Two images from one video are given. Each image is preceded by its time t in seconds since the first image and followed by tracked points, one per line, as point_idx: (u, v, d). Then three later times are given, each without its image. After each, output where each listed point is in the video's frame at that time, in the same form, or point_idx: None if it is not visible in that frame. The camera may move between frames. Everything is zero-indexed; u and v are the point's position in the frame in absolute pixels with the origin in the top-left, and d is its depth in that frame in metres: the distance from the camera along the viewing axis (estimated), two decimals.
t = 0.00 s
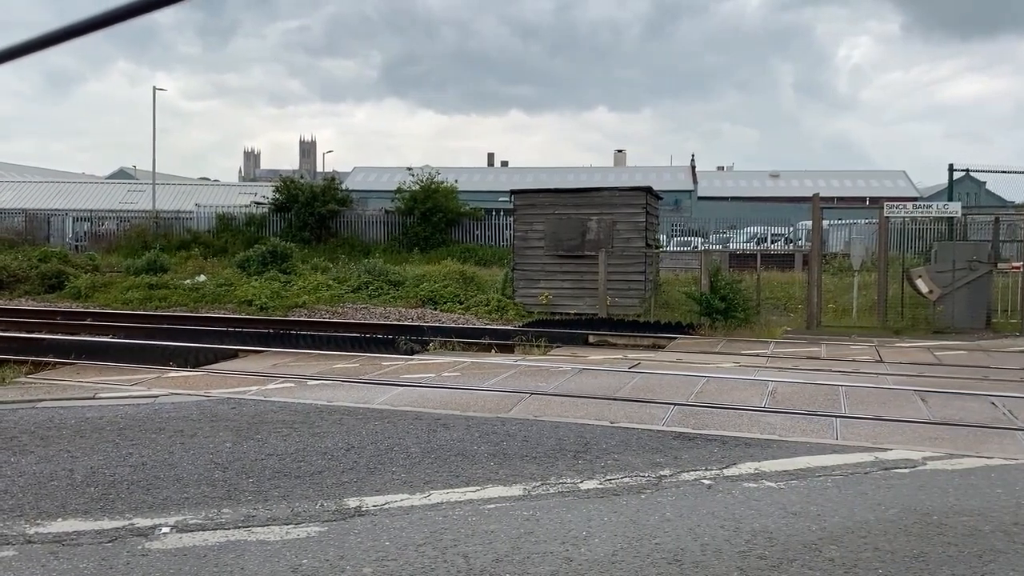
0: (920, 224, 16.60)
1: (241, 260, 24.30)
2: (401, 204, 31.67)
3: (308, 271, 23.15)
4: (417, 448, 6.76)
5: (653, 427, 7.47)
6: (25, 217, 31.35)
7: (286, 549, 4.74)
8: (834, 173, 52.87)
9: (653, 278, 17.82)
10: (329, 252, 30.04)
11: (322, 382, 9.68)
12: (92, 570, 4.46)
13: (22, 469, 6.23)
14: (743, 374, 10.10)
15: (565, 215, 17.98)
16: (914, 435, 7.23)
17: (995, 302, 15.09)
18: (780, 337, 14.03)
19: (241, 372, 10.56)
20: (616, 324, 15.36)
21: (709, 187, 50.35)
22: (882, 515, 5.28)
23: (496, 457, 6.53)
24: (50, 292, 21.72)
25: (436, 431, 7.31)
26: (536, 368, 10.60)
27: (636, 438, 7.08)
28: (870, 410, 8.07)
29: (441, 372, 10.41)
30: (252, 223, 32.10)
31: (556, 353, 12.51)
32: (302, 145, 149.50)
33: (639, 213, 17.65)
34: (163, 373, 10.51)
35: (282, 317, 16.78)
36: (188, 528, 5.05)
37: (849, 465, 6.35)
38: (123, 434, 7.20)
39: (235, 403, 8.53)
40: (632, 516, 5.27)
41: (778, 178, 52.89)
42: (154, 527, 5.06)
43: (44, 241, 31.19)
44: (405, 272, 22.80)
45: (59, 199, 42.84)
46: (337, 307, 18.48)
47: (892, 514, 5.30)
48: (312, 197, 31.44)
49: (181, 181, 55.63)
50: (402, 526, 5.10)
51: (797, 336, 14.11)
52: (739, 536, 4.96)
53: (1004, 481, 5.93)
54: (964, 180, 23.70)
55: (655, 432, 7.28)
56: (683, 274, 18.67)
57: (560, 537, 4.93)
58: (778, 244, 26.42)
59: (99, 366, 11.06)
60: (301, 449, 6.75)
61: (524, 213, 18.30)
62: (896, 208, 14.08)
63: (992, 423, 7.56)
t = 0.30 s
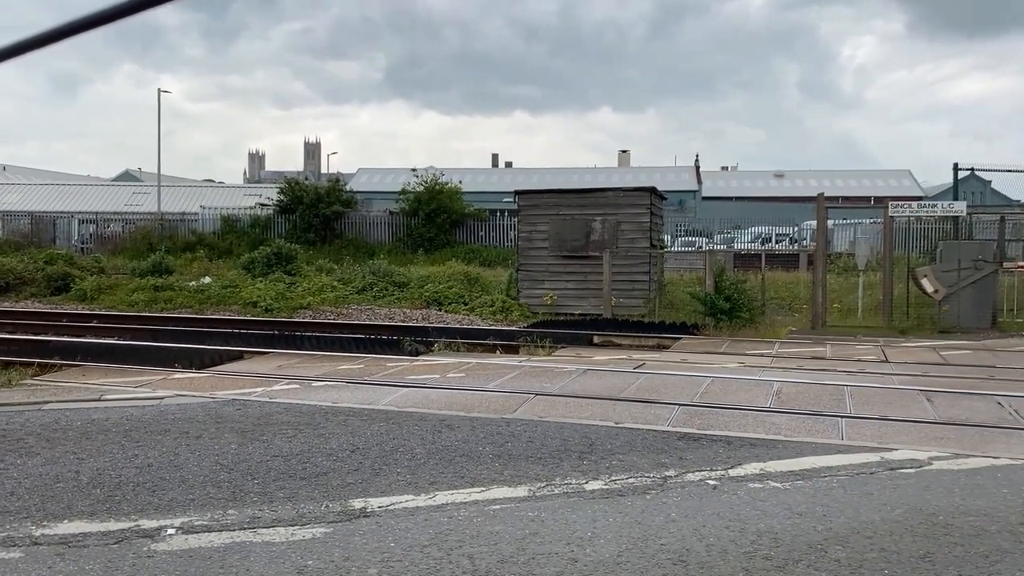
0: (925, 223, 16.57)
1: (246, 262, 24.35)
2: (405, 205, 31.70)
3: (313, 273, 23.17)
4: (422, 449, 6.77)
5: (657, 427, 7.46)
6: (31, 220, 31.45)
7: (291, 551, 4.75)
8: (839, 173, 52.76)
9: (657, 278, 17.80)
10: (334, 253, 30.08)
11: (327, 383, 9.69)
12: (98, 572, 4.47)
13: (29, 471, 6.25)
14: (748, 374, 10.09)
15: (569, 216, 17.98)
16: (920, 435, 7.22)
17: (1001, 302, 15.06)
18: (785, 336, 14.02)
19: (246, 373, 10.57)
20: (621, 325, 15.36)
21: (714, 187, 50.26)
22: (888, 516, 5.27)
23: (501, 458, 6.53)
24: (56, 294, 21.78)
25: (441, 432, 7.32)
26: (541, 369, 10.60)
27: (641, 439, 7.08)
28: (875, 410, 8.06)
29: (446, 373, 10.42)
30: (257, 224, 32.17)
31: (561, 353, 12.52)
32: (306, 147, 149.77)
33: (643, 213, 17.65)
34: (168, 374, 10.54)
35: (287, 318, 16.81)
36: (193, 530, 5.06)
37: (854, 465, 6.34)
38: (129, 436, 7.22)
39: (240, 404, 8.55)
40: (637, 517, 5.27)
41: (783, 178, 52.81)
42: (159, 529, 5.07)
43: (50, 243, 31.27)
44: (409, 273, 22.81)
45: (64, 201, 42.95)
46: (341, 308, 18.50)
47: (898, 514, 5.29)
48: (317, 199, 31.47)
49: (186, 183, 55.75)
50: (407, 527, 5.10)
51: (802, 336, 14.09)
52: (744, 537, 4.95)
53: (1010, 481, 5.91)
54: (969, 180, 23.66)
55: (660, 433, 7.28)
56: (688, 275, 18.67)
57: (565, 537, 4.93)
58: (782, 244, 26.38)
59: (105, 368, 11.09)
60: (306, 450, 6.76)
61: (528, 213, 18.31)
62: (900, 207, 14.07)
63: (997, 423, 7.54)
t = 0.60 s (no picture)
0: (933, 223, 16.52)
1: (252, 264, 24.39)
2: (412, 207, 31.75)
3: (319, 275, 23.21)
4: (428, 451, 6.77)
5: (664, 428, 7.46)
6: (40, 222, 31.58)
7: (298, 553, 4.76)
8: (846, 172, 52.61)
9: (664, 279, 17.77)
10: (341, 255, 30.13)
11: (334, 384, 9.72)
12: (106, 574, 4.49)
13: (37, 473, 6.28)
14: (755, 375, 10.07)
15: (575, 217, 17.98)
16: (927, 435, 7.20)
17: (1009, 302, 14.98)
18: (793, 337, 14.00)
19: (253, 375, 10.61)
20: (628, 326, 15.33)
21: (721, 187, 50.16)
22: (895, 517, 5.25)
23: (507, 459, 6.53)
24: (64, 297, 21.86)
25: (447, 434, 7.33)
26: (547, 370, 10.59)
27: (648, 440, 7.07)
28: (881, 411, 8.04)
29: (453, 374, 10.43)
30: (264, 226, 32.26)
31: (567, 355, 12.51)
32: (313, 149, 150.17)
33: (649, 214, 17.64)
34: (176, 376, 10.57)
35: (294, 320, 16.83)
36: (200, 532, 5.07)
37: (861, 466, 6.33)
38: (136, 438, 7.24)
39: (247, 406, 8.57)
40: (643, 519, 5.27)
41: (790, 178, 52.69)
42: (166, 531, 5.09)
43: (58, 245, 31.39)
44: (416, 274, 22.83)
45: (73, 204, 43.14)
46: (348, 309, 18.53)
47: (905, 515, 5.27)
48: (324, 201, 31.52)
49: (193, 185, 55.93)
50: (413, 529, 5.11)
51: (809, 336, 14.06)
52: (750, 538, 4.94)
53: (1018, 482, 5.89)
54: (977, 178, 23.58)
55: (667, 433, 7.29)
56: (694, 275, 18.64)
57: (571, 539, 4.93)
58: (790, 244, 26.32)
59: (112, 370, 11.13)
60: (313, 452, 6.77)
61: (534, 214, 18.32)
62: (908, 207, 14.02)
63: (1004, 423, 7.51)
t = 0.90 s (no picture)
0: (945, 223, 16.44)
1: (264, 265, 24.49)
2: (422, 208, 31.79)
3: (330, 276, 23.28)
4: (438, 452, 6.77)
5: (674, 429, 7.44)
6: (52, 224, 31.81)
7: (307, 553, 4.76)
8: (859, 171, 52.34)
9: (674, 279, 17.72)
10: (351, 256, 30.20)
11: (345, 385, 9.75)
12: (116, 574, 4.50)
13: (49, 473, 6.32)
14: (767, 375, 10.03)
15: (585, 217, 17.96)
16: (940, 435, 7.15)
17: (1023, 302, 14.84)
18: (804, 337, 13.94)
19: (264, 376, 10.64)
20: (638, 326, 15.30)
21: (733, 186, 50.00)
22: (907, 518, 5.21)
23: (517, 460, 6.53)
24: (77, 298, 22.00)
25: (457, 434, 7.33)
26: (557, 370, 10.57)
27: (658, 441, 7.05)
28: (894, 411, 8.00)
29: (463, 375, 10.44)
30: (275, 228, 32.37)
31: (577, 355, 12.49)
32: (324, 151, 150.69)
33: (660, 213, 17.60)
34: (187, 377, 10.62)
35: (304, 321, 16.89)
36: (210, 532, 5.09)
37: (874, 467, 6.28)
38: (148, 439, 7.28)
39: (258, 407, 8.60)
40: (653, 519, 5.25)
41: (801, 177, 52.46)
42: (177, 531, 5.11)
43: (71, 247, 31.59)
44: (426, 275, 22.85)
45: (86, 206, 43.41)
46: (359, 310, 18.58)
47: (918, 516, 5.23)
48: (335, 202, 31.60)
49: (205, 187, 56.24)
50: (422, 529, 5.11)
51: (821, 336, 13.99)
52: (761, 539, 4.92)
53: None
54: (991, 177, 23.41)
55: (677, 434, 7.27)
56: (705, 275, 18.59)
57: (580, 540, 4.92)
58: (801, 244, 26.21)
59: (124, 371, 11.19)
60: (323, 453, 6.78)
61: (544, 214, 18.32)
62: (920, 206, 13.95)
63: (1019, 423, 7.45)
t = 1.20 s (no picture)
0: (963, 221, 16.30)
1: (280, 265, 24.59)
2: (437, 207, 31.83)
3: (345, 275, 23.35)
4: (453, 451, 6.78)
5: (690, 428, 7.40)
6: (70, 225, 32.07)
7: (324, 551, 4.78)
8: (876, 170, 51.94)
9: (690, 279, 17.65)
10: (366, 256, 30.29)
11: (361, 384, 9.78)
12: (134, 572, 4.52)
13: (69, 472, 6.37)
14: (783, 375, 9.98)
15: (600, 217, 17.93)
16: (959, 435, 7.08)
17: None
18: (821, 336, 13.85)
19: (280, 375, 10.68)
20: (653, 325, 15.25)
21: (748, 185, 49.76)
22: (927, 518, 5.17)
23: (533, 459, 6.52)
24: (95, 298, 22.18)
25: (472, 433, 7.34)
26: (572, 370, 10.56)
27: (675, 441, 7.02)
28: (912, 411, 7.94)
29: (478, 374, 10.44)
30: (291, 228, 32.49)
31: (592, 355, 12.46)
32: (339, 151, 151.20)
33: (674, 212, 17.54)
34: (204, 376, 10.68)
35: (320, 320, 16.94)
36: (228, 530, 5.11)
37: (893, 467, 6.23)
38: (165, 438, 7.32)
39: (274, 406, 8.64)
40: (669, 519, 5.24)
41: (818, 176, 52.13)
42: (195, 530, 5.14)
43: (89, 247, 31.83)
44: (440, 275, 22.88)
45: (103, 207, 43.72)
46: (374, 310, 18.62)
47: (938, 516, 5.19)
48: (350, 202, 31.71)
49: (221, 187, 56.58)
50: (438, 528, 5.12)
51: (837, 335, 13.90)
52: (779, 539, 4.90)
53: None
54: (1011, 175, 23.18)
55: (694, 434, 7.24)
56: (721, 275, 18.52)
57: (596, 539, 4.91)
58: (818, 243, 26.06)
59: (142, 370, 11.26)
60: (339, 451, 6.81)
61: (558, 214, 18.31)
62: (938, 205, 13.83)
63: None
